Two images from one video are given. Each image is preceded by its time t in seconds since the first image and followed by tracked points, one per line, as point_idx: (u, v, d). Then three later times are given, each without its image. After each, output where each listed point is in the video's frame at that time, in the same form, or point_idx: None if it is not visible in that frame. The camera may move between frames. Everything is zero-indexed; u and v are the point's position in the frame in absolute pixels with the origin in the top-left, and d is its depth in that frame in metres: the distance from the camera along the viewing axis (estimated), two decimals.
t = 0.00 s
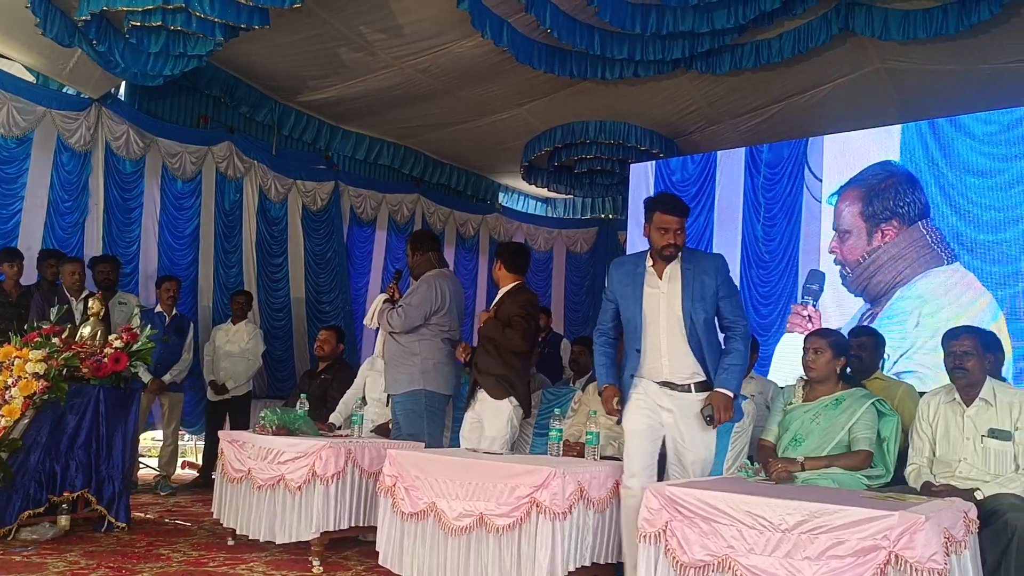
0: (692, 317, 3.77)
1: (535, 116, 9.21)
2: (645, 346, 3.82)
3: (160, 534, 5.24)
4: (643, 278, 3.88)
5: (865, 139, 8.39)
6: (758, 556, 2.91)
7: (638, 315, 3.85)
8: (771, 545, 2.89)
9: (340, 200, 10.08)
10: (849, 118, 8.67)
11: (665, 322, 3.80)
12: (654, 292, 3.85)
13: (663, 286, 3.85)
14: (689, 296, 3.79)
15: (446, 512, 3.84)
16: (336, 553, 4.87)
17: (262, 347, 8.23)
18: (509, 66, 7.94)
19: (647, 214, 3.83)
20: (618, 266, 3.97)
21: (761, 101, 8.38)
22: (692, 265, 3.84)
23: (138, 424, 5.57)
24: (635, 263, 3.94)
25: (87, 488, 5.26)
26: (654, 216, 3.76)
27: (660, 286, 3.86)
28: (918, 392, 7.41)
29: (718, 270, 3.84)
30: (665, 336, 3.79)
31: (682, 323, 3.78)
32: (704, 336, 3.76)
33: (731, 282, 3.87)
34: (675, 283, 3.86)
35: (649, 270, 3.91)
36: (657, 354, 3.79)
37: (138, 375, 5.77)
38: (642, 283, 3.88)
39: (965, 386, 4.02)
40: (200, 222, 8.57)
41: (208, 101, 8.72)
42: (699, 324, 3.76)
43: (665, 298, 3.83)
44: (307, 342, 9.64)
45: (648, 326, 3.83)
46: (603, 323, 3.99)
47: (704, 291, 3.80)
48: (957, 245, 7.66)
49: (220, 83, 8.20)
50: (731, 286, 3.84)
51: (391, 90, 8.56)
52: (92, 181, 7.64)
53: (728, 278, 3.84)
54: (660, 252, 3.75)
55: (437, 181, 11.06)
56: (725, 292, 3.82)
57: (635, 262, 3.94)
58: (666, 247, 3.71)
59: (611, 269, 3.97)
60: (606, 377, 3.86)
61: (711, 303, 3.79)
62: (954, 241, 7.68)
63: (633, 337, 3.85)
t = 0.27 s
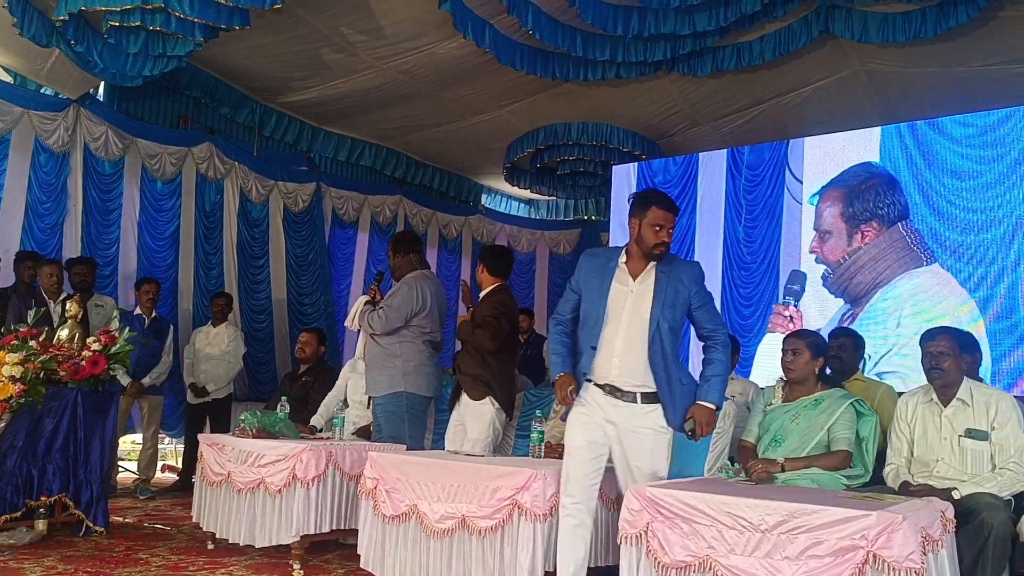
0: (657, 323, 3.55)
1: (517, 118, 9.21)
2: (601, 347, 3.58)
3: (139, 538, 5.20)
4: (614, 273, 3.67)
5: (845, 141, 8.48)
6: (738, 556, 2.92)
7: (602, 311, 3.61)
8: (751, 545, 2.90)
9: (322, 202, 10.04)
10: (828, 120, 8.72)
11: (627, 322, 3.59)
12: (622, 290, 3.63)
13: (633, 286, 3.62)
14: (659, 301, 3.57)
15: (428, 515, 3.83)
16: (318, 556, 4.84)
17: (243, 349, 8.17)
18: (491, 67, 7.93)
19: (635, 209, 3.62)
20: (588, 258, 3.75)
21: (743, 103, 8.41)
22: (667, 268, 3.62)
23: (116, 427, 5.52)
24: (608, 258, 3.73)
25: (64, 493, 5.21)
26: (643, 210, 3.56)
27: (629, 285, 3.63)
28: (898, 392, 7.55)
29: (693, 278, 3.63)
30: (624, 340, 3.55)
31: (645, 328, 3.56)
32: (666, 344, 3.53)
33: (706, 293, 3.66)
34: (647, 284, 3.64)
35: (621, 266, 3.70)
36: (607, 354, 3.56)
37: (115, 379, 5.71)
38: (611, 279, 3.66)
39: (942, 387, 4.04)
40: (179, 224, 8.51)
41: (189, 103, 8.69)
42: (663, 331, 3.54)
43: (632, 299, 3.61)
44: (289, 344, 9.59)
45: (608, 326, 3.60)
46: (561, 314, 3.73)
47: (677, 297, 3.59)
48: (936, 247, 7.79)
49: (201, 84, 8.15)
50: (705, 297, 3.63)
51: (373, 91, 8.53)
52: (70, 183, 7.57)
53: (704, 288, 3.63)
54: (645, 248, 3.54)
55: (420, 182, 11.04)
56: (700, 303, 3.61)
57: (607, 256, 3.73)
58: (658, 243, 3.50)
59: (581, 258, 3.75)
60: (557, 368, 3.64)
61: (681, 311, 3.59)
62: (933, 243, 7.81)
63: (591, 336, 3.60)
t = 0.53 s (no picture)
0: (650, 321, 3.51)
1: (502, 118, 9.22)
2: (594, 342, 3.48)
3: (121, 541, 5.17)
4: (609, 264, 3.53)
5: (827, 142, 8.55)
6: (722, 555, 2.93)
7: (595, 301, 3.48)
8: (734, 544, 2.91)
9: (306, 202, 10.01)
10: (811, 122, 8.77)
11: (617, 314, 3.49)
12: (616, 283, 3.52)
13: (627, 279, 3.53)
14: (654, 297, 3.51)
15: (412, 516, 3.82)
16: (301, 557, 4.83)
17: (225, 350, 8.11)
18: (475, 67, 7.93)
19: (633, 197, 3.51)
20: (577, 244, 3.56)
21: (727, 104, 8.44)
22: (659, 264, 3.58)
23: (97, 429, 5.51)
24: (600, 246, 3.57)
25: (45, 495, 5.16)
26: (645, 201, 3.47)
27: (623, 278, 3.53)
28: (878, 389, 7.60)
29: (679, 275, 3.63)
30: (616, 336, 3.48)
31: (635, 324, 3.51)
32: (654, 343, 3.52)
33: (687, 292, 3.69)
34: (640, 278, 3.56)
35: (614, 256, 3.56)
36: (590, 344, 3.48)
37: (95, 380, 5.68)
38: (607, 270, 3.53)
39: (922, 385, 4.09)
40: (162, 224, 8.46)
41: (170, 103, 8.63)
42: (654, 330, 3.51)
43: (626, 293, 3.51)
44: (273, 345, 9.55)
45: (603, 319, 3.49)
46: (546, 298, 3.49)
47: (667, 295, 3.56)
48: (914, 245, 7.90)
49: (183, 84, 8.10)
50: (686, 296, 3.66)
51: (357, 91, 8.51)
52: (51, 182, 7.51)
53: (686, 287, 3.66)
54: (643, 242, 3.48)
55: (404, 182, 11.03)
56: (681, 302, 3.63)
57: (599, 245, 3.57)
58: (657, 237, 3.46)
59: (571, 243, 3.56)
60: (544, 358, 3.35)
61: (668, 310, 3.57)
62: (911, 242, 7.92)
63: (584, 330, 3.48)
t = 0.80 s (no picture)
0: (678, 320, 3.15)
1: (492, 117, 9.22)
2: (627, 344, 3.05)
3: (110, 541, 5.15)
4: (635, 258, 3.14)
5: (816, 141, 8.58)
6: (711, 553, 2.95)
7: (627, 301, 3.08)
8: (723, 541, 2.93)
9: (296, 202, 9.98)
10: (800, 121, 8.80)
11: (648, 316, 3.09)
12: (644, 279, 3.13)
13: (652, 274, 3.15)
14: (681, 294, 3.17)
15: (401, 515, 3.82)
16: (291, 557, 4.82)
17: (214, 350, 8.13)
18: (466, 66, 7.92)
19: (658, 184, 3.15)
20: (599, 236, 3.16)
21: (716, 103, 8.45)
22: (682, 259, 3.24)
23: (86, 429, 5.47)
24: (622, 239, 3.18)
25: (33, 495, 5.13)
26: (674, 191, 3.11)
27: (649, 273, 3.15)
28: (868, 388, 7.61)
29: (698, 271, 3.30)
30: (647, 339, 3.08)
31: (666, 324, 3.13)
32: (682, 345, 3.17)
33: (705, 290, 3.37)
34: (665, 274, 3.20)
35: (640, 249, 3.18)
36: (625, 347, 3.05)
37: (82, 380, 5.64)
38: (634, 265, 3.13)
39: (910, 384, 4.12)
40: (150, 223, 8.43)
41: (159, 100, 8.53)
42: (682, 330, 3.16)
43: (655, 290, 3.13)
44: (262, 344, 9.52)
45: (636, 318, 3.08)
46: (571, 298, 3.09)
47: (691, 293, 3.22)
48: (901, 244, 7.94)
49: (172, 82, 8.07)
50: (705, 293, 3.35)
51: (347, 90, 8.50)
52: (39, 181, 7.45)
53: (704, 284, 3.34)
54: (666, 236, 3.14)
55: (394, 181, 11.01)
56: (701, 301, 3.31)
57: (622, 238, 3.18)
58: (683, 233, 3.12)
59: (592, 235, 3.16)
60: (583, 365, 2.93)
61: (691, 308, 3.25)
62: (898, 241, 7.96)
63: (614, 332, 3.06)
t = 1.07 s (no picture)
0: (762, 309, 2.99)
1: (486, 116, 9.21)
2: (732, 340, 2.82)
3: (103, 541, 5.13)
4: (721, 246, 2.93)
5: (809, 140, 8.59)
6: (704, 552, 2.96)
7: (723, 295, 2.85)
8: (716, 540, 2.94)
9: (289, 200, 9.97)
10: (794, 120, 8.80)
11: (742, 310, 2.90)
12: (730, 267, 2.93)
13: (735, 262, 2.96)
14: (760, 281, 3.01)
15: (394, 514, 3.82)
16: (285, 556, 4.81)
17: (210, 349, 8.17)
18: (460, 65, 7.91)
19: (730, 164, 2.95)
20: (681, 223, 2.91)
21: (711, 102, 8.45)
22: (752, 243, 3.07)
23: (79, 427, 5.44)
24: (701, 225, 2.95)
25: (26, 495, 5.11)
26: (751, 169, 2.91)
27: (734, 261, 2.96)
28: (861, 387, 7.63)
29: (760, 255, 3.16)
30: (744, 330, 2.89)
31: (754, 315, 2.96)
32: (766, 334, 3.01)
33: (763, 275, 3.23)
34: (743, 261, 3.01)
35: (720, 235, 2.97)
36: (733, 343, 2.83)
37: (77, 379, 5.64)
38: (721, 254, 2.91)
39: (903, 386, 4.13)
40: (144, 222, 8.40)
41: (152, 100, 8.59)
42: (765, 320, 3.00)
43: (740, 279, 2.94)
44: (256, 344, 9.50)
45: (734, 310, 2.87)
46: (661, 298, 2.80)
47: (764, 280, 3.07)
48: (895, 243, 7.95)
49: (165, 80, 8.06)
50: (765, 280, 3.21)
51: (341, 89, 8.48)
52: (31, 180, 7.39)
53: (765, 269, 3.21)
54: (746, 220, 2.96)
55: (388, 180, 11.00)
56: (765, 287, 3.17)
57: (703, 224, 2.95)
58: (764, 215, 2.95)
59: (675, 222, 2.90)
60: (627, 388, 2.71)
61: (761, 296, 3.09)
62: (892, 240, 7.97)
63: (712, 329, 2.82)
